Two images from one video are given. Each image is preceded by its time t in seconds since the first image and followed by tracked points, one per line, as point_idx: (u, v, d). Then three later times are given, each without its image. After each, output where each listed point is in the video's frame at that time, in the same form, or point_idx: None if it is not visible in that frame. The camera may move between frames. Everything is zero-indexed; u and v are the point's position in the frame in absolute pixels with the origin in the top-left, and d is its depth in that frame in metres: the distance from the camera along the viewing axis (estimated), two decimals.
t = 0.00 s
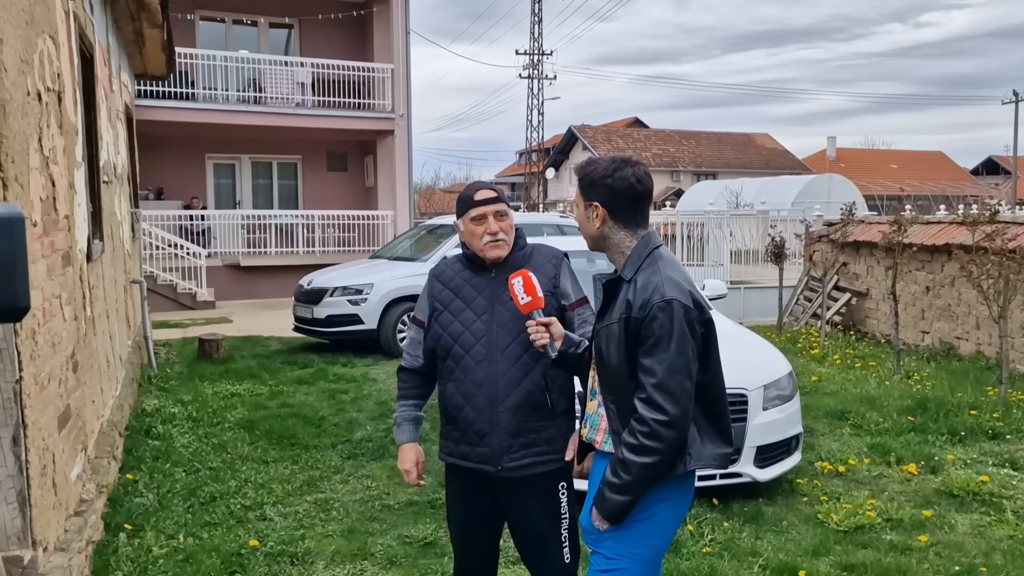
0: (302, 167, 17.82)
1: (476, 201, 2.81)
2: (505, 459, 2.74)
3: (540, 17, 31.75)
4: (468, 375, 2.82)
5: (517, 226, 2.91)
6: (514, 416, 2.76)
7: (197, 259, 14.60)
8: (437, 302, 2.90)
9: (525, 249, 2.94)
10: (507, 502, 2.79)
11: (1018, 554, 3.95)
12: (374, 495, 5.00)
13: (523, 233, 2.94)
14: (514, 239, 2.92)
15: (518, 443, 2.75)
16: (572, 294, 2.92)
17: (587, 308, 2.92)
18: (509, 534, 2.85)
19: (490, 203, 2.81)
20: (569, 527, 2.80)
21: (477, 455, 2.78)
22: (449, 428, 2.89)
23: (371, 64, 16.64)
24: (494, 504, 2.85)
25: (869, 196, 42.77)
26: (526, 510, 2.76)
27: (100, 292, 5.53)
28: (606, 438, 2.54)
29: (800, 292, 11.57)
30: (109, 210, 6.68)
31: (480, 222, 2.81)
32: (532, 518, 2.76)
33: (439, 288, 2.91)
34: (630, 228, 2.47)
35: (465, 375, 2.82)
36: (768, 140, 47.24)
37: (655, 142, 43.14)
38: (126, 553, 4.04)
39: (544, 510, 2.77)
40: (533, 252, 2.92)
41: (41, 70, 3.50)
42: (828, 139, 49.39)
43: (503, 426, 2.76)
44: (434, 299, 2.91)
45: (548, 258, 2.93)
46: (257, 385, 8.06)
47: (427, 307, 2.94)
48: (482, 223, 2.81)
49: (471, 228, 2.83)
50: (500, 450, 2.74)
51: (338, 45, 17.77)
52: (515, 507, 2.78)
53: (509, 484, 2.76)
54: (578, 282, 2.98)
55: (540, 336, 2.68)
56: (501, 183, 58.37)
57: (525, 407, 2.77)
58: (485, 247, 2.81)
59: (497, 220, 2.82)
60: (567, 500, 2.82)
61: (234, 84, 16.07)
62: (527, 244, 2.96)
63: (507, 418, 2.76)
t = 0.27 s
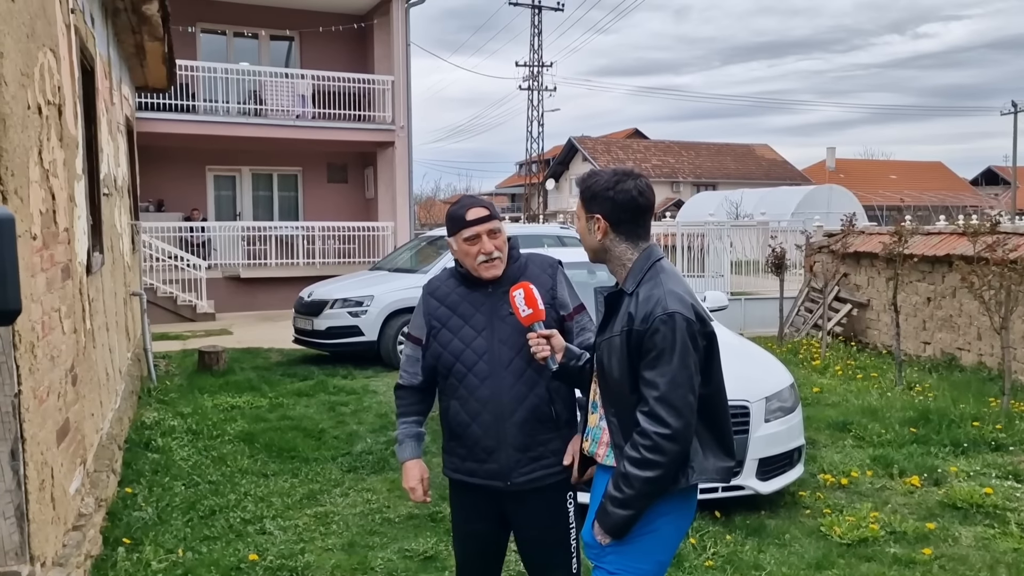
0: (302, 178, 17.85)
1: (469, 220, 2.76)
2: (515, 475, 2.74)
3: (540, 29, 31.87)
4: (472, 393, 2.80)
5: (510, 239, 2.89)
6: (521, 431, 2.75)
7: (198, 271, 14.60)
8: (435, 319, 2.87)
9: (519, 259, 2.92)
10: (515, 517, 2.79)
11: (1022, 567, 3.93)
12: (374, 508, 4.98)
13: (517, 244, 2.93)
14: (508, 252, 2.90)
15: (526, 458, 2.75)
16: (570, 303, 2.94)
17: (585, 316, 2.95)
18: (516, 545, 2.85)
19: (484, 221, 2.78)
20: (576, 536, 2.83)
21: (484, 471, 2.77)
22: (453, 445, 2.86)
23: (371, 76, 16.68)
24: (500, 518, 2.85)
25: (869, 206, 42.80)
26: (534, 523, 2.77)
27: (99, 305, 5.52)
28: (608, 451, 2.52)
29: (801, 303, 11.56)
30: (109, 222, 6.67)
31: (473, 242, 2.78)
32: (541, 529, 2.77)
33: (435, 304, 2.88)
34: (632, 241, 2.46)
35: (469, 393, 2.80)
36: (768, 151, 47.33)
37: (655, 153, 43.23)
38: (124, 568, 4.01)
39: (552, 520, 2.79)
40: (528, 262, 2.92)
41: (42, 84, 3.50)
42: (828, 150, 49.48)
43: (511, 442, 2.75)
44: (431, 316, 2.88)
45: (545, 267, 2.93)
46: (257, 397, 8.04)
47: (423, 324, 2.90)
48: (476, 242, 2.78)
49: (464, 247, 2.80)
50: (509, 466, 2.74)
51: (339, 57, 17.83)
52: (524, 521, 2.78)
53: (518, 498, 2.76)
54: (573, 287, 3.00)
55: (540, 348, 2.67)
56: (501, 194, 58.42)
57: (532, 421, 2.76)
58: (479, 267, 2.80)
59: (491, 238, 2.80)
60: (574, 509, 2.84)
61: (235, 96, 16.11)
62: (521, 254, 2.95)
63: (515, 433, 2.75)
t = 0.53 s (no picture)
0: (301, 191, 17.87)
1: (461, 241, 2.74)
2: (522, 491, 2.74)
3: (538, 41, 31.99)
4: (475, 415, 2.79)
5: (501, 257, 2.88)
6: (526, 449, 2.76)
7: (196, 283, 14.59)
8: (430, 341, 2.84)
9: (511, 274, 2.93)
10: (521, 531, 2.80)
11: None
12: (374, 522, 4.96)
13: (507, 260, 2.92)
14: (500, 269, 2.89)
15: (532, 474, 2.76)
16: (566, 314, 2.95)
17: (579, 325, 2.98)
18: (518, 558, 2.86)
19: (476, 241, 2.76)
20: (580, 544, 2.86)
21: (490, 490, 2.76)
22: (456, 465, 2.84)
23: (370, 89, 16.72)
24: (504, 534, 2.85)
25: (867, 217, 42.87)
26: (540, 535, 2.79)
27: (98, 318, 5.50)
28: (608, 466, 2.51)
29: (800, 314, 11.55)
30: (108, 236, 6.67)
31: (467, 263, 2.76)
32: (548, 541, 2.80)
33: (430, 326, 2.85)
34: (631, 255, 2.46)
35: (472, 414, 2.79)
36: (766, 162, 47.44)
37: (653, 164, 43.34)
38: None
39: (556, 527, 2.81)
40: (521, 277, 2.93)
41: (42, 98, 3.50)
42: (825, 161, 49.60)
43: (517, 460, 2.75)
44: (426, 337, 2.85)
45: (538, 279, 2.95)
46: (255, 410, 8.01)
47: (417, 346, 2.86)
48: (469, 263, 2.77)
49: (456, 268, 2.78)
50: (515, 484, 2.74)
51: (337, 70, 17.87)
52: (530, 535, 2.79)
53: (524, 512, 2.77)
54: (566, 297, 3.01)
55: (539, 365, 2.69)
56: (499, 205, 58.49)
57: (537, 438, 2.78)
58: (474, 287, 2.78)
59: (483, 258, 2.79)
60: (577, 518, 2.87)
61: (234, 109, 16.14)
62: (512, 269, 2.94)
63: (521, 451, 2.76)
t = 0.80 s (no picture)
0: (298, 199, 17.87)
1: (457, 251, 2.73)
2: (522, 500, 2.74)
3: (534, 49, 32.08)
4: (474, 424, 2.77)
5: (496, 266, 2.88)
6: (526, 457, 2.75)
7: (193, 292, 14.56)
8: (426, 352, 2.82)
9: (505, 282, 2.92)
10: (518, 540, 2.78)
11: None
12: (372, 531, 4.93)
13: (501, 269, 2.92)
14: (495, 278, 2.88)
15: (532, 483, 2.75)
16: (560, 320, 2.96)
17: (574, 331, 3.00)
18: (516, 565, 2.85)
19: (472, 250, 2.76)
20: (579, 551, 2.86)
21: (490, 499, 2.75)
22: (454, 475, 2.82)
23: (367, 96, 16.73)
24: (501, 543, 2.84)
25: (863, 223, 42.96)
26: (537, 544, 2.77)
27: (94, 327, 5.49)
28: (606, 474, 2.50)
29: (797, 321, 11.55)
30: (105, 244, 6.65)
31: (463, 273, 2.75)
32: (546, 550, 2.79)
33: (425, 337, 2.83)
34: (628, 262, 2.45)
35: (471, 424, 2.78)
36: (763, 169, 47.54)
37: (650, 172, 43.41)
38: None
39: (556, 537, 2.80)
40: (514, 285, 2.93)
41: (38, 106, 3.49)
42: (822, 168, 49.73)
43: (517, 469, 2.74)
44: (422, 348, 2.82)
45: (532, 286, 2.95)
46: (252, 419, 7.98)
47: (411, 357, 2.82)
48: (465, 273, 2.76)
49: (453, 278, 2.77)
50: (515, 492, 2.73)
51: (334, 78, 17.89)
52: (527, 545, 2.78)
53: (521, 521, 2.76)
54: (559, 303, 3.02)
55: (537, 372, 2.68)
56: (497, 213, 58.53)
57: (536, 446, 2.78)
58: (471, 296, 2.78)
59: (480, 267, 2.78)
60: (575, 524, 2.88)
61: (231, 117, 16.14)
62: (506, 278, 2.94)
63: (520, 459, 2.75)
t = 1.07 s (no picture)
0: (293, 203, 17.85)
1: (460, 250, 2.73)
2: (516, 505, 2.73)
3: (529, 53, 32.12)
4: (469, 427, 2.76)
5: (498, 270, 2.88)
6: (520, 462, 2.75)
7: (188, 296, 14.53)
8: (423, 352, 2.81)
9: (505, 287, 2.93)
10: (512, 548, 2.77)
11: None
12: (368, 536, 4.92)
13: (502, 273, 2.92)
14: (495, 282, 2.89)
15: (526, 488, 2.75)
16: (558, 327, 2.97)
17: (570, 340, 3.01)
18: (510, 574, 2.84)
19: (474, 251, 2.76)
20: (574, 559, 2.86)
21: (484, 504, 2.74)
22: (448, 479, 2.81)
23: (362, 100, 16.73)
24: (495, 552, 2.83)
25: (858, 227, 43.07)
26: (530, 551, 2.77)
27: (89, 332, 5.47)
28: (602, 478, 2.50)
29: (793, 324, 11.58)
30: (100, 249, 6.63)
31: (465, 273, 2.76)
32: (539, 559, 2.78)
33: (422, 337, 2.83)
34: (623, 266, 2.45)
35: (466, 426, 2.77)
36: (757, 173, 47.65)
37: (645, 176, 43.47)
38: None
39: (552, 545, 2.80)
40: (515, 290, 2.94)
41: (33, 111, 3.48)
42: (816, 171, 49.86)
43: (511, 473, 2.73)
44: (419, 349, 2.82)
45: (532, 292, 2.97)
46: (248, 424, 7.95)
47: (409, 357, 2.82)
48: (467, 273, 2.76)
49: (454, 278, 2.77)
50: (509, 498, 2.72)
51: (329, 82, 17.89)
52: (520, 552, 2.77)
53: (514, 528, 2.75)
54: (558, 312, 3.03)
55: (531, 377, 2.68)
56: (492, 217, 58.56)
57: (531, 450, 2.77)
58: (472, 297, 2.78)
59: (482, 268, 2.79)
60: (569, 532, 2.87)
61: (226, 121, 16.12)
62: (506, 283, 2.94)
63: (515, 464, 2.74)
